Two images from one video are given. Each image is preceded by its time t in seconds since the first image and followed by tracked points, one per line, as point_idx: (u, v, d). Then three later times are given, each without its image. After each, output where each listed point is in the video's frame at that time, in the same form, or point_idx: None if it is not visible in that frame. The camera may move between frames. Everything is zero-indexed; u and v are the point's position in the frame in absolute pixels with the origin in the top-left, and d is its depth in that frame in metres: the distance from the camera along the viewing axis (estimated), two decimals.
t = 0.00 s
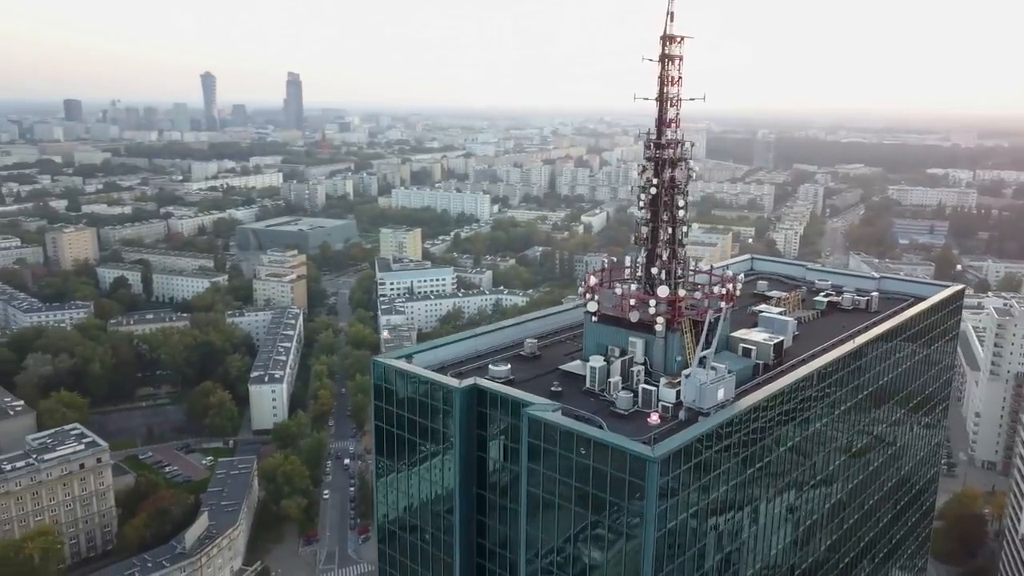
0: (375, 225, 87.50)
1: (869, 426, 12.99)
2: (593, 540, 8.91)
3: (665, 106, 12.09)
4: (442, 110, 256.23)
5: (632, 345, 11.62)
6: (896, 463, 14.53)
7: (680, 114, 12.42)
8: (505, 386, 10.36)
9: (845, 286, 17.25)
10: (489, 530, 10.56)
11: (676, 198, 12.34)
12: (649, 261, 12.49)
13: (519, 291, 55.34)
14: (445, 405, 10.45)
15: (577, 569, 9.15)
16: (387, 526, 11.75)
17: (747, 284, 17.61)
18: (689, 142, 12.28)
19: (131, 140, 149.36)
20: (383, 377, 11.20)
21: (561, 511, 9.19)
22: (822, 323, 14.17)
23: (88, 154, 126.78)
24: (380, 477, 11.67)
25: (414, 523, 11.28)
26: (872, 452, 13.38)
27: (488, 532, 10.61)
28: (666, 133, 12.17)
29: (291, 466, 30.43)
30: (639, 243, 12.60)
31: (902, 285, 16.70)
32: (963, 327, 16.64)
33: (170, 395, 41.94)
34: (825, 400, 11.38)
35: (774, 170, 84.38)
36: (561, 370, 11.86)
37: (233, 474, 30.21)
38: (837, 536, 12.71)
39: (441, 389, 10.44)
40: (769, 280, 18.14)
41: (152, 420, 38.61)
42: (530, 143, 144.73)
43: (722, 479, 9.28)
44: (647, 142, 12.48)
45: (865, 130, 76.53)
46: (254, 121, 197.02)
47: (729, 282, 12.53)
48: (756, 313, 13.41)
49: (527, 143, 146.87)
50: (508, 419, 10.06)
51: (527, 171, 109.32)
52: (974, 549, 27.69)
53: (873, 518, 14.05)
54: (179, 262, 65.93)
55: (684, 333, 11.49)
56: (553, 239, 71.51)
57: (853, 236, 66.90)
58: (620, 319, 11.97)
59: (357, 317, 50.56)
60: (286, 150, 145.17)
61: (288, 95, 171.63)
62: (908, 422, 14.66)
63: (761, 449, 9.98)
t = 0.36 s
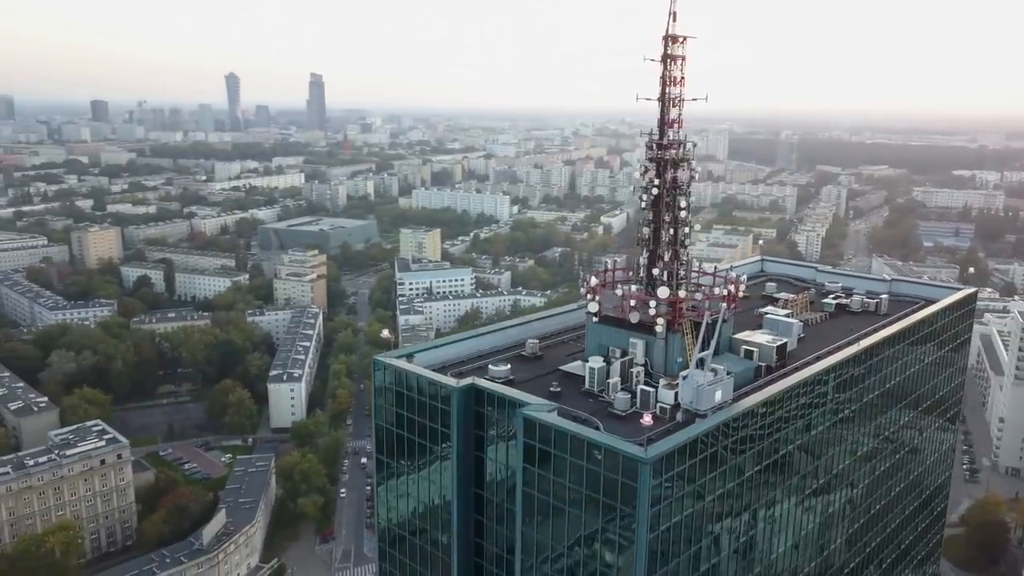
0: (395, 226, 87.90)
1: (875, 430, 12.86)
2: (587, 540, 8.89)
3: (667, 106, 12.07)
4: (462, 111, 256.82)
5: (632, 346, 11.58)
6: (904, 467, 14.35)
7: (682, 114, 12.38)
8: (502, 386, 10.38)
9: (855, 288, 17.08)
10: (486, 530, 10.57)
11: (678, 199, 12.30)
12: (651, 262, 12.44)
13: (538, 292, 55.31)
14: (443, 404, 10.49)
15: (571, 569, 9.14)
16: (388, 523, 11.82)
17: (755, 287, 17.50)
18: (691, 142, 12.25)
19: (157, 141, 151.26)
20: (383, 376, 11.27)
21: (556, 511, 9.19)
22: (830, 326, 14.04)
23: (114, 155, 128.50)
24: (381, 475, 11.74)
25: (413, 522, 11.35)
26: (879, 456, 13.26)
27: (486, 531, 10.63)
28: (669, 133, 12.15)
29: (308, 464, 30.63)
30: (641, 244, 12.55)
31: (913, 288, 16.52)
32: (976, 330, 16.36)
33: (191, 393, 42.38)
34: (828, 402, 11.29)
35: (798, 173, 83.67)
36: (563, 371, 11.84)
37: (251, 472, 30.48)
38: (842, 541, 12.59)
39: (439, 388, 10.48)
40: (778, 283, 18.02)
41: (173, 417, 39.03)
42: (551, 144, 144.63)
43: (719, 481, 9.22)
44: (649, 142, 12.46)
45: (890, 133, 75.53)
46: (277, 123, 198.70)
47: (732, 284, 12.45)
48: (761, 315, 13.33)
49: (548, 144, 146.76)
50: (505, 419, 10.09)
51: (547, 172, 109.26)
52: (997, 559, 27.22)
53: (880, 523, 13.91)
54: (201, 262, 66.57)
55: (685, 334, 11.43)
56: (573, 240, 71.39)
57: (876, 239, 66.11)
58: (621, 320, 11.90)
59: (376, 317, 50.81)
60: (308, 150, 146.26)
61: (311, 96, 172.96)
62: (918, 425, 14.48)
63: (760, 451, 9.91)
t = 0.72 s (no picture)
0: (416, 226, 88.22)
1: (880, 434, 12.71)
2: (582, 541, 8.90)
3: (669, 106, 12.04)
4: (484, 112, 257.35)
5: (633, 347, 11.50)
6: (913, 472, 14.16)
7: (685, 114, 12.35)
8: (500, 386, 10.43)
9: (866, 291, 16.90)
10: (485, 529, 10.60)
11: (680, 199, 12.26)
12: (653, 263, 12.39)
13: (557, 293, 55.22)
14: (441, 403, 10.55)
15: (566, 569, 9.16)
16: (391, 521, 11.93)
17: (764, 289, 17.36)
18: (693, 142, 12.22)
19: (182, 142, 153.00)
20: (384, 375, 11.38)
21: (551, 511, 9.21)
22: (837, 329, 13.90)
23: (140, 155, 130.21)
24: (383, 473, 11.86)
25: (414, 520, 11.44)
26: (886, 460, 13.09)
27: (484, 531, 10.67)
28: (671, 133, 12.13)
29: (326, 463, 30.81)
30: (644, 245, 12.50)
31: (924, 290, 16.32)
32: (989, 333, 16.08)
33: (212, 391, 42.80)
34: (830, 405, 11.17)
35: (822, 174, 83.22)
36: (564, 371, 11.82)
37: (269, 470, 30.71)
38: (845, 546, 12.45)
39: (438, 388, 10.54)
40: (789, 285, 17.90)
41: (193, 415, 39.41)
42: (572, 145, 144.35)
43: (715, 484, 9.17)
44: (652, 142, 12.44)
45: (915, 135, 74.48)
46: (300, 123, 200.20)
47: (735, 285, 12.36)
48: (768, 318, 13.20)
49: (570, 144, 146.54)
50: (503, 419, 10.14)
51: (568, 172, 109.09)
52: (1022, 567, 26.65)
53: (887, 528, 13.75)
54: (224, 261, 67.22)
55: (686, 335, 11.36)
56: (593, 241, 71.18)
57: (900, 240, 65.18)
58: (623, 320, 11.82)
59: (395, 317, 51.03)
60: (330, 150, 147.17)
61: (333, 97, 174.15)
62: (928, 430, 14.28)
63: (759, 454, 9.84)
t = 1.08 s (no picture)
0: (434, 226, 88.52)
1: (886, 438, 12.57)
2: (576, 540, 8.93)
3: (670, 106, 12.00)
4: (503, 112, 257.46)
5: (634, 348, 11.48)
6: (921, 476, 13.99)
7: (687, 114, 12.28)
8: (499, 386, 10.47)
9: (876, 293, 16.74)
10: (484, 529, 10.65)
11: (682, 200, 12.22)
12: (654, 264, 12.34)
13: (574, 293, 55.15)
14: (440, 401, 10.63)
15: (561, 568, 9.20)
16: (392, 521, 12.01)
17: (773, 291, 17.27)
18: (695, 142, 12.17)
19: (205, 142, 154.52)
20: (384, 374, 11.49)
21: (546, 510, 9.26)
22: (844, 330, 13.77)
23: (163, 155, 131.67)
24: (383, 473, 11.98)
25: (415, 519, 11.52)
26: (892, 464, 12.96)
27: (482, 529, 10.74)
28: (673, 134, 12.09)
29: (341, 462, 30.94)
30: (646, 245, 12.46)
31: (936, 292, 16.11)
32: (1002, 335, 15.79)
33: (230, 389, 43.18)
34: (833, 408, 11.07)
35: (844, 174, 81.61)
36: (565, 371, 11.82)
37: (286, 468, 30.92)
38: (848, 550, 12.34)
39: (437, 386, 10.61)
40: (797, 287, 17.81)
41: (212, 413, 39.80)
42: (592, 146, 144.03)
43: (712, 485, 9.14)
44: (654, 143, 12.41)
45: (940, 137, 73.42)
46: (321, 124, 201.47)
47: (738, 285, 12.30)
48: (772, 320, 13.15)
49: (590, 144, 146.22)
50: (502, 419, 10.18)
51: (587, 172, 108.93)
52: None
53: (893, 534, 13.59)
54: (244, 260, 67.82)
55: (686, 336, 11.30)
56: (611, 241, 71.01)
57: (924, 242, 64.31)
58: (623, 321, 11.79)
59: (412, 316, 51.20)
60: (350, 151, 147.88)
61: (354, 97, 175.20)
62: (936, 433, 14.09)
63: (758, 455, 9.79)
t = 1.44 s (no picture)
0: (455, 226, 88.74)
1: (892, 441, 12.46)
2: (569, 540, 8.96)
3: (673, 107, 11.95)
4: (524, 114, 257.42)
5: (635, 348, 11.45)
6: (930, 481, 13.82)
7: (689, 115, 12.22)
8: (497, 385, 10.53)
9: (888, 294, 16.60)
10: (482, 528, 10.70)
11: (684, 200, 12.18)
12: (655, 263, 12.28)
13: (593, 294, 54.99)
14: (439, 400, 10.70)
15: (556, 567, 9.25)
16: (394, 519, 12.09)
17: (783, 292, 17.17)
18: (697, 142, 12.11)
19: (229, 143, 155.99)
20: (385, 372, 11.59)
21: (541, 509, 9.31)
22: (851, 333, 13.65)
23: (189, 155, 133.23)
24: (384, 470, 12.09)
25: (416, 517, 11.59)
26: (899, 468, 12.81)
27: (481, 528, 10.80)
28: (675, 134, 12.04)
29: (359, 461, 31.08)
30: (647, 245, 12.41)
31: (950, 295, 15.96)
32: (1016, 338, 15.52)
33: (251, 387, 43.56)
34: (836, 410, 11.00)
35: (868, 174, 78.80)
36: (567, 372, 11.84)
37: (304, 466, 31.15)
38: (854, 554, 12.22)
39: (435, 385, 10.69)
40: (807, 288, 17.70)
41: (232, 411, 40.18)
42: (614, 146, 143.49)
43: (708, 486, 9.11)
44: (656, 144, 12.37)
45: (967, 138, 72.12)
46: (344, 125, 202.78)
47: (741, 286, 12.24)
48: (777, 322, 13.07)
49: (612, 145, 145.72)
50: (499, 418, 10.24)
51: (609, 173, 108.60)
52: None
53: (901, 539, 13.44)
54: (266, 260, 68.41)
55: (686, 337, 11.26)
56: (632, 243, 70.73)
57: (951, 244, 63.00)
58: (624, 321, 11.76)
59: (432, 316, 51.39)
60: (372, 152, 148.53)
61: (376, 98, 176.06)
62: (946, 437, 13.91)
63: (757, 457, 9.74)
